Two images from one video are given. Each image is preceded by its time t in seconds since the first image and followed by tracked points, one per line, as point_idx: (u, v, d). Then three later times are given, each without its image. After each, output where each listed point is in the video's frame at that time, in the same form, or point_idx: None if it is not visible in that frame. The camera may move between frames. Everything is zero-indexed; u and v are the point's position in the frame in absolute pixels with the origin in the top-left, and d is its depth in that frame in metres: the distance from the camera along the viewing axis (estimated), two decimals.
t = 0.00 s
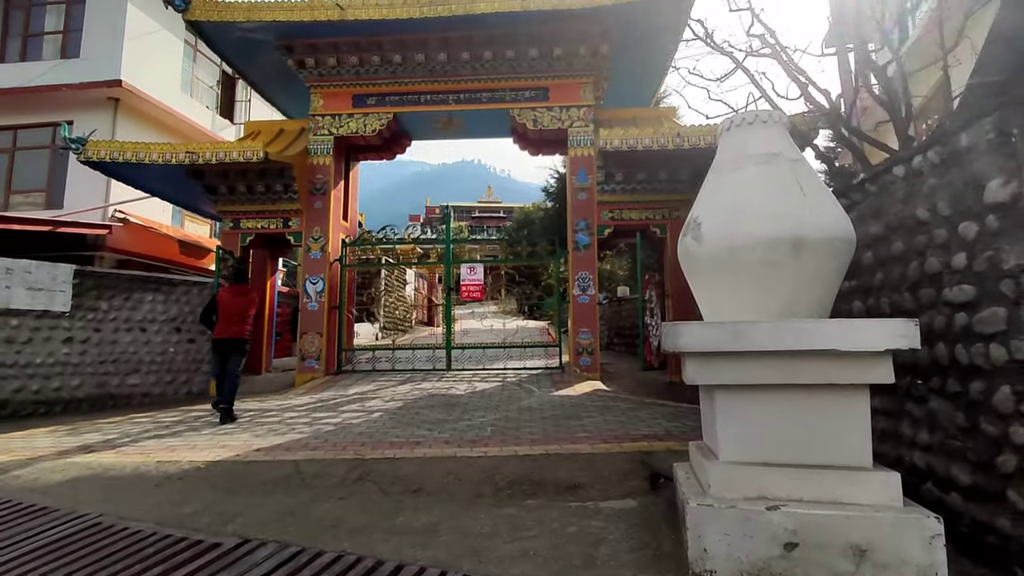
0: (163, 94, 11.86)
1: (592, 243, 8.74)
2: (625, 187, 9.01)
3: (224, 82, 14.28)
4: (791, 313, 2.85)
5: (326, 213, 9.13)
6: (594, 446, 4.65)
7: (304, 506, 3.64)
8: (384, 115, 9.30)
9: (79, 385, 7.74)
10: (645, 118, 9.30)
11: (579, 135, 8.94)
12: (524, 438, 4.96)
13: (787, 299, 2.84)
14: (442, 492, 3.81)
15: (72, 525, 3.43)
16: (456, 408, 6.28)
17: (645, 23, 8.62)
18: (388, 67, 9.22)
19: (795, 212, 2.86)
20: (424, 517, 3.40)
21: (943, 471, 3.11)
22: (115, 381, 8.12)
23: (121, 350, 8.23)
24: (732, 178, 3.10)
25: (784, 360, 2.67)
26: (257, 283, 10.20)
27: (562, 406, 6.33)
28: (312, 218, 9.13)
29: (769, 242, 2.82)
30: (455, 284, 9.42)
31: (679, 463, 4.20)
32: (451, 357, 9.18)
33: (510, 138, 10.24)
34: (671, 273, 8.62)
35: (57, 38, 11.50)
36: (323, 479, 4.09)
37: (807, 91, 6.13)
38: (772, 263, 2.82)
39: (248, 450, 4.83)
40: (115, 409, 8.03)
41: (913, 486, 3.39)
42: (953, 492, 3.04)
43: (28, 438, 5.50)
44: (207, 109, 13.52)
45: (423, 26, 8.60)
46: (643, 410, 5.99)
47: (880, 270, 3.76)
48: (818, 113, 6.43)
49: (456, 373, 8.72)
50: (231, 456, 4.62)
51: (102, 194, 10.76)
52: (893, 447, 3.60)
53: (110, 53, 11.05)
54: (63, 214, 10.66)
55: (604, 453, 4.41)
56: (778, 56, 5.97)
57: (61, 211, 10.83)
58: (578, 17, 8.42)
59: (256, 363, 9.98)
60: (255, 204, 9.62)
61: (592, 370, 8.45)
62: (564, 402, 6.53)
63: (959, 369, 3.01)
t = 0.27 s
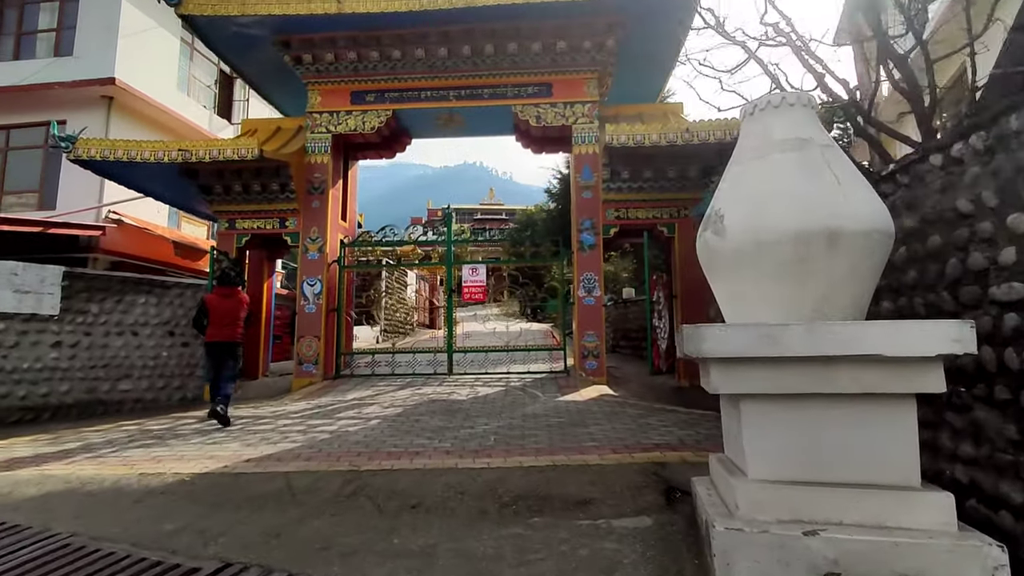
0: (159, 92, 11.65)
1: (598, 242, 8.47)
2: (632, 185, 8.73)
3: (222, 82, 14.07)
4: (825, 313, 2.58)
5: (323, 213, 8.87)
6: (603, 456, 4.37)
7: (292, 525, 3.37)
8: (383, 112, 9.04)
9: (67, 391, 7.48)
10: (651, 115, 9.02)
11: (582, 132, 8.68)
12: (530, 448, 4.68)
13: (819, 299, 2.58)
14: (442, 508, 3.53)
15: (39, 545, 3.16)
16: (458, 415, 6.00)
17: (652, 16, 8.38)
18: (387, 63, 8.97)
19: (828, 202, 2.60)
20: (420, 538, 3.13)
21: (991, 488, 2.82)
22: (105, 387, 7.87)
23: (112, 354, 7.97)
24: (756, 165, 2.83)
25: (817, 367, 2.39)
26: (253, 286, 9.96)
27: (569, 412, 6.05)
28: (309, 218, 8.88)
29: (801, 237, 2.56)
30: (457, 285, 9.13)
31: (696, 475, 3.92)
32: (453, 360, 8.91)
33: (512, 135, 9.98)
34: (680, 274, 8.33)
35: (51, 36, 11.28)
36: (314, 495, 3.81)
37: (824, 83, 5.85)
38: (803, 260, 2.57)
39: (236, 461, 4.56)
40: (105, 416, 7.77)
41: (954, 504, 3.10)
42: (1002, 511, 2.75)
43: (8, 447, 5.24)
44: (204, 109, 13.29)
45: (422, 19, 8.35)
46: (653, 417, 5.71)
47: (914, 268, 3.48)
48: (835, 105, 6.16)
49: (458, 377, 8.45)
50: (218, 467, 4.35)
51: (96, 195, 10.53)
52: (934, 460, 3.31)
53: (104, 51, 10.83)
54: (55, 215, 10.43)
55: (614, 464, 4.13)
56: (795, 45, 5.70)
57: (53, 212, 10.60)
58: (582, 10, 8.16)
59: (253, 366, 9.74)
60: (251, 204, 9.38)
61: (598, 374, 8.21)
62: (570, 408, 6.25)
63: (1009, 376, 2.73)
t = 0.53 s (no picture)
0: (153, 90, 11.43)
1: (604, 240, 8.22)
2: (638, 181, 8.49)
3: (218, 79, 13.83)
4: (872, 310, 2.34)
5: (321, 211, 8.63)
6: (618, 463, 4.14)
7: (286, 540, 3.13)
8: (382, 107, 8.80)
9: (58, 396, 7.24)
10: (658, 109, 8.78)
11: (586, 127, 8.42)
12: (539, 455, 4.43)
13: (866, 295, 2.33)
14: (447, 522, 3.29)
15: (11, 565, 2.92)
16: (461, 419, 5.75)
17: (658, 6, 8.12)
18: (386, 57, 8.73)
19: (874, 188, 2.36)
20: (425, 556, 2.89)
21: None
22: (97, 391, 7.62)
23: (104, 358, 7.72)
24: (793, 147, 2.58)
25: (868, 369, 2.14)
26: (251, 285, 9.73)
27: (577, 416, 5.80)
28: (307, 216, 8.64)
29: (847, 227, 2.32)
30: (459, 285, 8.86)
31: (719, 484, 3.68)
32: (455, 362, 8.67)
33: (514, 131, 9.72)
34: (689, 272, 8.08)
35: (42, 33, 11.03)
36: (311, 507, 3.57)
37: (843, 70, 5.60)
38: (848, 253, 2.33)
39: (229, 470, 4.32)
40: (97, 421, 7.52)
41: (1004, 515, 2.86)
42: None
43: None
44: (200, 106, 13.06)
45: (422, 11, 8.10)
46: (666, 421, 5.46)
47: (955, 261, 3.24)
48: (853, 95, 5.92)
49: (460, 380, 8.19)
50: (210, 477, 4.11)
51: (89, 194, 10.29)
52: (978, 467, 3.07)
53: (96, 47, 10.59)
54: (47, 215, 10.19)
55: (630, 472, 3.89)
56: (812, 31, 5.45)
57: (45, 212, 10.37)
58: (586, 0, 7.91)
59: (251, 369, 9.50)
60: (247, 202, 9.15)
61: (605, 375, 7.97)
62: (578, 412, 6.00)
63: None
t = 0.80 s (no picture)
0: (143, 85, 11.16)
1: (610, 236, 7.99)
2: (644, 176, 8.26)
3: (211, 75, 13.54)
4: (937, 302, 2.09)
5: (317, 207, 8.36)
6: (635, 469, 3.89)
7: (282, 557, 2.87)
8: (380, 100, 8.54)
9: (42, 400, 6.94)
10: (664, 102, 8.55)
11: (591, 121, 8.18)
12: (550, 460, 4.18)
13: (929, 284, 2.09)
14: (457, 535, 3.04)
15: None
16: (464, 422, 5.49)
17: None
18: (384, 48, 8.46)
19: (936, 166, 2.12)
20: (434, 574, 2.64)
21: None
22: (84, 395, 7.31)
23: (91, 360, 7.42)
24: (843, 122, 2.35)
25: (942, 368, 1.89)
26: (245, 284, 9.42)
27: (586, 418, 5.55)
28: (302, 213, 8.36)
29: (905, 209, 2.08)
30: (459, 284, 8.61)
31: (745, 492, 3.44)
32: (456, 363, 8.42)
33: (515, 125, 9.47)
34: (697, 268, 7.83)
35: (28, 25, 10.72)
36: (308, 519, 3.30)
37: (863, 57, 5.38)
38: (908, 237, 2.08)
39: (221, 478, 4.05)
40: (84, 426, 7.21)
41: None
42: None
43: None
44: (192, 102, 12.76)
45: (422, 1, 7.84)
46: (680, 423, 5.22)
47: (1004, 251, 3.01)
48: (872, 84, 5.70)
49: (462, 381, 7.94)
50: (200, 486, 3.84)
51: (77, 191, 9.98)
52: None
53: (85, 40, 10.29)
54: (34, 213, 9.88)
55: (649, 479, 3.64)
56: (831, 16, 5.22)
57: (32, 210, 10.05)
58: None
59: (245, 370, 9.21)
60: (240, 198, 8.87)
61: (611, 375, 7.73)
62: (587, 414, 5.76)
63: None
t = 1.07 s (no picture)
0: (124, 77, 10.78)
1: (607, 233, 7.78)
2: (642, 171, 8.04)
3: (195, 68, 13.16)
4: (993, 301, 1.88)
5: (304, 203, 8.07)
6: (642, 478, 3.67)
7: None
8: (369, 93, 8.25)
9: (14, 405, 6.61)
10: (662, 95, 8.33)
11: (587, 114, 7.94)
12: (551, 468, 3.94)
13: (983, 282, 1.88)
14: (455, 556, 2.79)
15: None
16: (459, 427, 5.24)
17: None
18: (374, 39, 8.18)
19: (992, 150, 1.91)
20: None
21: None
22: (59, 399, 6.97)
23: (66, 363, 7.06)
24: (883, 101, 2.13)
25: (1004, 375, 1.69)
26: (229, 282, 9.13)
27: (586, 422, 5.33)
28: (289, 209, 8.07)
29: (959, 197, 1.87)
30: (452, 282, 8.36)
31: (762, 503, 3.22)
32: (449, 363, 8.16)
33: (508, 119, 9.21)
34: (697, 265, 7.66)
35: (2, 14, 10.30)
36: (293, 538, 3.04)
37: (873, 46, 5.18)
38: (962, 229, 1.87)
39: (199, 491, 3.78)
40: (59, 432, 6.86)
41: None
42: None
43: None
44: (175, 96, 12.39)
45: None
46: (684, 427, 5.00)
47: None
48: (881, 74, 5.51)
49: (455, 382, 7.69)
50: (176, 501, 3.55)
51: (54, 187, 9.60)
52: None
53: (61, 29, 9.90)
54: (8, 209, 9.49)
55: (659, 491, 3.41)
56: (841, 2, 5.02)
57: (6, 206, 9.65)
58: None
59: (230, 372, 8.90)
60: (224, 194, 8.55)
61: (609, 376, 7.52)
62: (587, 417, 5.53)
63: None
